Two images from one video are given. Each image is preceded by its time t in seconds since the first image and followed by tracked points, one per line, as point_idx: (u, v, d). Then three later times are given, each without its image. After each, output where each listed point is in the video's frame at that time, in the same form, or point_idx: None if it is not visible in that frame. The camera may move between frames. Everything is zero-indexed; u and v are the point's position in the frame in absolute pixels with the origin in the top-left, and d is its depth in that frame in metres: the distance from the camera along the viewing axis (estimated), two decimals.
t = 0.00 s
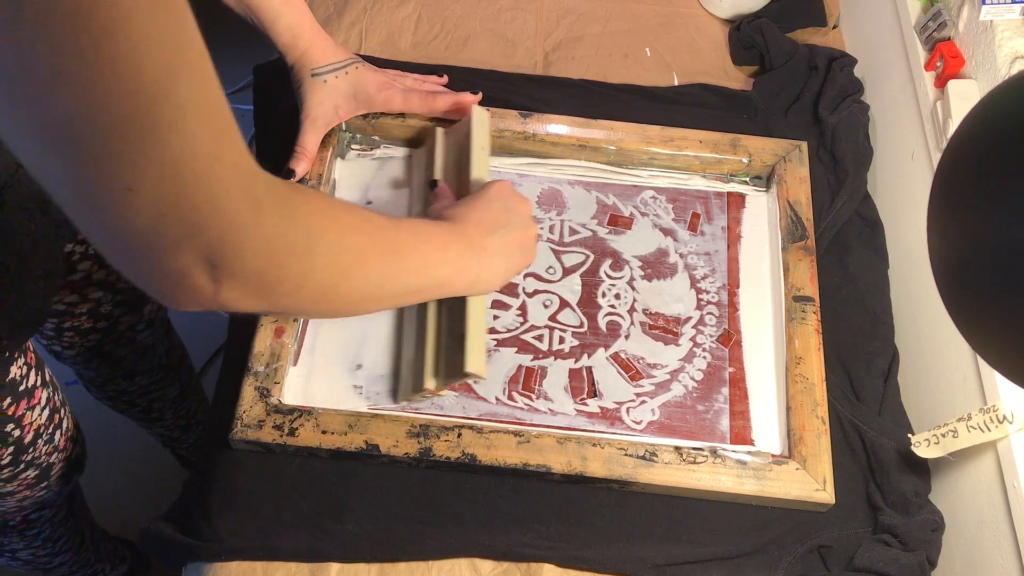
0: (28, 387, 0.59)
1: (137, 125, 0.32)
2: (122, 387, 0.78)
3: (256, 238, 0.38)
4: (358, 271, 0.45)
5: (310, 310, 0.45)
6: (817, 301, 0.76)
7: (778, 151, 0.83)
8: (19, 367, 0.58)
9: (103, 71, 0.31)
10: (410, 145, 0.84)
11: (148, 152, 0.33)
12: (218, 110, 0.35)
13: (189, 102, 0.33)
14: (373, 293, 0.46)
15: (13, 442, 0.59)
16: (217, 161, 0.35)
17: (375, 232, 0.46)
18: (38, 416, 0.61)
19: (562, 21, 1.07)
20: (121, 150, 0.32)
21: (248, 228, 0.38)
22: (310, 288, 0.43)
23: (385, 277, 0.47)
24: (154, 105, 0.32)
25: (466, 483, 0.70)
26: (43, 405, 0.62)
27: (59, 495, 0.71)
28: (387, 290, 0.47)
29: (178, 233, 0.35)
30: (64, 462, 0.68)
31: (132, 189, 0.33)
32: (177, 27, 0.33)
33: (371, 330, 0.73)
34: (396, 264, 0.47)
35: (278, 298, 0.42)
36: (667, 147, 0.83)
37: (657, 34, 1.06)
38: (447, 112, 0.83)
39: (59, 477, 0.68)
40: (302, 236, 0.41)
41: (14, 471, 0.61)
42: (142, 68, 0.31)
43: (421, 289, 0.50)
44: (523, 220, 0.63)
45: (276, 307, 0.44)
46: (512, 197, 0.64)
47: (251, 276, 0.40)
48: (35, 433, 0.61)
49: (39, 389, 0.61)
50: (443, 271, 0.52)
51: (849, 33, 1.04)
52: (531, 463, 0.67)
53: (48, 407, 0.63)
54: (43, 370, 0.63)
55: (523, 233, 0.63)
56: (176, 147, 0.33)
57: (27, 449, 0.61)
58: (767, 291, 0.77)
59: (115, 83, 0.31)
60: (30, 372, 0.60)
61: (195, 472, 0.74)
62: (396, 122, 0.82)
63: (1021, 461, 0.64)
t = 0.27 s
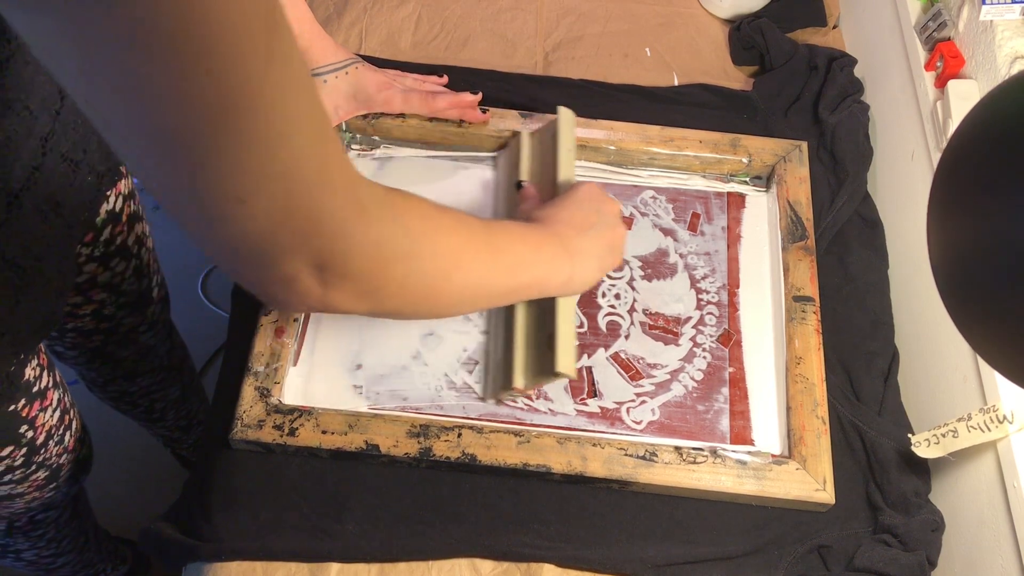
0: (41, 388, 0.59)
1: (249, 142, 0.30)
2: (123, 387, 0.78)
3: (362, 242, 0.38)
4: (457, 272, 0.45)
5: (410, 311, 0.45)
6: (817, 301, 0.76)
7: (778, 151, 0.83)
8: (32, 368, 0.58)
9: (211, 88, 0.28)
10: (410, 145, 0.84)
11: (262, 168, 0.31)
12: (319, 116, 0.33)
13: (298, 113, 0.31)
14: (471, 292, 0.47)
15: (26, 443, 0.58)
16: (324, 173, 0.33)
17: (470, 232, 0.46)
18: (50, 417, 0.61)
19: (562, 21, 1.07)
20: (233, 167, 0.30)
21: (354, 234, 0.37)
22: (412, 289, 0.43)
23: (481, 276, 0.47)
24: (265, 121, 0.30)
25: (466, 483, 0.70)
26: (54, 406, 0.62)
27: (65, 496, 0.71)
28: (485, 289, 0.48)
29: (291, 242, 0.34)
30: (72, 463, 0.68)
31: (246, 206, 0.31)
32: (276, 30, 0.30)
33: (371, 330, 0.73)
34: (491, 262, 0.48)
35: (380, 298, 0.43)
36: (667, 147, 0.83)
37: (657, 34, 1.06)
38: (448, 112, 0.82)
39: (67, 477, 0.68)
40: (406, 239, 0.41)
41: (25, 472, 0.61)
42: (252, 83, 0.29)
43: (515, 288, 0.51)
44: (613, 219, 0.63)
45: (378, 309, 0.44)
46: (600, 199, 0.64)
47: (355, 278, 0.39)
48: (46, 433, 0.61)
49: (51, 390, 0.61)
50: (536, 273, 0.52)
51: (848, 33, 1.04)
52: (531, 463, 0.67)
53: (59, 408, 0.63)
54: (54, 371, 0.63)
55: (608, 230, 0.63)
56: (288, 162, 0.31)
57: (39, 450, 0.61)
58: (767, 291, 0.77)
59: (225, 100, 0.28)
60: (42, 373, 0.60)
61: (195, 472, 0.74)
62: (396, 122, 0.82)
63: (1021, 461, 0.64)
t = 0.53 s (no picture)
0: (54, 386, 0.59)
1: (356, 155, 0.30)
2: (126, 386, 0.78)
3: (456, 243, 0.38)
4: (544, 277, 0.46)
5: (501, 315, 0.47)
6: (817, 301, 0.76)
7: (778, 150, 0.83)
8: (47, 366, 0.58)
9: (321, 104, 0.28)
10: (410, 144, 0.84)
11: (367, 179, 0.31)
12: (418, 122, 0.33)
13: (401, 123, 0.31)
14: (559, 299, 0.48)
15: (40, 440, 0.58)
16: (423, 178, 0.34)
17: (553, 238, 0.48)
18: (62, 415, 0.61)
19: (562, 21, 1.07)
20: (338, 177, 0.30)
21: (448, 235, 0.37)
22: (504, 291, 0.44)
23: (567, 283, 0.48)
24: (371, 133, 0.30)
25: (466, 483, 0.70)
26: (66, 404, 0.62)
27: (70, 494, 0.71)
28: (572, 296, 0.49)
29: (390, 245, 0.35)
30: (80, 461, 0.67)
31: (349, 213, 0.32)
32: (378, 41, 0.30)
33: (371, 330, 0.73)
34: (577, 270, 0.49)
35: (473, 302, 0.44)
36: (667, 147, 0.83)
37: (657, 34, 1.06)
38: (447, 113, 0.82)
39: (74, 475, 0.68)
40: (497, 243, 0.42)
41: (37, 470, 0.61)
42: (359, 98, 0.29)
43: (599, 297, 0.52)
44: (702, 233, 0.67)
45: (470, 316, 0.46)
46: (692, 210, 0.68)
47: (448, 278, 0.40)
48: (59, 431, 0.61)
49: (63, 388, 0.61)
50: (615, 281, 0.54)
51: (848, 33, 1.04)
52: (531, 463, 0.67)
53: (70, 406, 0.63)
54: (65, 370, 0.63)
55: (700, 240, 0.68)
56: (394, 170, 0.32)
57: (50, 448, 0.61)
58: (767, 291, 0.77)
59: (333, 115, 0.29)
60: (55, 371, 0.60)
61: (195, 471, 0.74)
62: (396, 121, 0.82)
63: (1021, 461, 0.64)
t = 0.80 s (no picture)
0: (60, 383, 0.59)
1: (427, 151, 0.30)
2: (128, 385, 0.78)
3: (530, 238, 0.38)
4: (621, 276, 0.46)
5: (573, 312, 0.47)
6: (817, 301, 0.76)
7: (778, 150, 0.83)
8: (53, 363, 0.58)
9: (393, 100, 0.28)
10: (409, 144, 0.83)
11: (438, 175, 0.31)
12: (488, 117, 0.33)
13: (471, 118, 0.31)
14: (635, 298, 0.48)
15: (45, 437, 0.58)
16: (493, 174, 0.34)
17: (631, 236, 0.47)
18: (67, 412, 0.61)
19: (562, 21, 1.07)
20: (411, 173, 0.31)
21: (521, 231, 0.37)
22: (577, 288, 0.44)
23: (644, 281, 0.48)
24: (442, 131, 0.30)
25: (466, 483, 0.71)
26: (71, 401, 0.62)
27: (72, 492, 0.71)
28: (649, 295, 0.49)
29: (462, 240, 0.35)
30: (82, 459, 0.67)
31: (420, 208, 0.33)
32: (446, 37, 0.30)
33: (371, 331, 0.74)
34: (655, 272, 0.49)
35: (545, 298, 0.44)
36: (667, 147, 0.83)
37: (657, 34, 1.06)
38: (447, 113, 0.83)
39: (77, 473, 0.68)
40: (570, 239, 0.41)
41: (41, 467, 0.61)
42: (429, 96, 0.29)
43: (677, 297, 0.52)
44: (789, 238, 0.68)
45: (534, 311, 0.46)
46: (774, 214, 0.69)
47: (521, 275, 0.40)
48: (63, 428, 0.61)
49: (68, 385, 0.61)
50: (695, 281, 0.54)
51: (849, 33, 1.04)
52: (531, 463, 0.67)
53: (75, 404, 0.63)
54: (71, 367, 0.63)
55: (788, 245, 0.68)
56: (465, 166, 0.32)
57: (55, 445, 0.61)
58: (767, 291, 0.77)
59: (405, 110, 0.29)
60: (62, 368, 0.60)
61: (195, 471, 0.74)
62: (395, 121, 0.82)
63: (1021, 461, 0.64)
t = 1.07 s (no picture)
0: (61, 381, 0.59)
1: (389, 172, 0.30)
2: (129, 383, 0.78)
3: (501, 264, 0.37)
4: (605, 289, 0.43)
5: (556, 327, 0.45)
6: (817, 301, 0.76)
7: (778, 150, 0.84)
8: (54, 361, 0.58)
9: (365, 110, 0.28)
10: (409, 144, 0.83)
11: (399, 195, 0.31)
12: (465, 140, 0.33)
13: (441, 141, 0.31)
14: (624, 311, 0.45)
15: (46, 435, 0.58)
16: (462, 198, 0.33)
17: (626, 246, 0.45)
18: (68, 410, 0.61)
19: (562, 21, 1.07)
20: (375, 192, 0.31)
21: (491, 255, 0.36)
22: (552, 307, 0.42)
23: (633, 294, 0.45)
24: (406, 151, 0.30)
25: (466, 483, 0.71)
26: (72, 399, 0.62)
27: (72, 491, 0.71)
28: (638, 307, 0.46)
29: (428, 261, 0.35)
30: (83, 457, 0.67)
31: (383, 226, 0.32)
32: (422, 54, 0.29)
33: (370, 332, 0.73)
34: (648, 284, 0.46)
35: (521, 317, 0.42)
36: (667, 147, 0.83)
37: (657, 34, 1.06)
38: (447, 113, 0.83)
39: (77, 471, 0.68)
40: (545, 258, 0.39)
41: (41, 465, 0.61)
42: (401, 108, 0.29)
43: (672, 305, 0.49)
44: (807, 229, 0.63)
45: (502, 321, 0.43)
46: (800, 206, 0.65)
47: (494, 298, 0.39)
48: (64, 426, 0.61)
49: (69, 383, 0.61)
50: (698, 291, 0.50)
51: (849, 33, 1.04)
52: (531, 463, 0.67)
53: (76, 402, 0.63)
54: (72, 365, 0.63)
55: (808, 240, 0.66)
56: (430, 189, 0.31)
57: (56, 443, 0.61)
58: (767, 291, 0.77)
59: (380, 121, 0.29)
60: (63, 366, 0.60)
61: (196, 471, 0.74)
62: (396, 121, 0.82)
63: (1021, 461, 0.64)
